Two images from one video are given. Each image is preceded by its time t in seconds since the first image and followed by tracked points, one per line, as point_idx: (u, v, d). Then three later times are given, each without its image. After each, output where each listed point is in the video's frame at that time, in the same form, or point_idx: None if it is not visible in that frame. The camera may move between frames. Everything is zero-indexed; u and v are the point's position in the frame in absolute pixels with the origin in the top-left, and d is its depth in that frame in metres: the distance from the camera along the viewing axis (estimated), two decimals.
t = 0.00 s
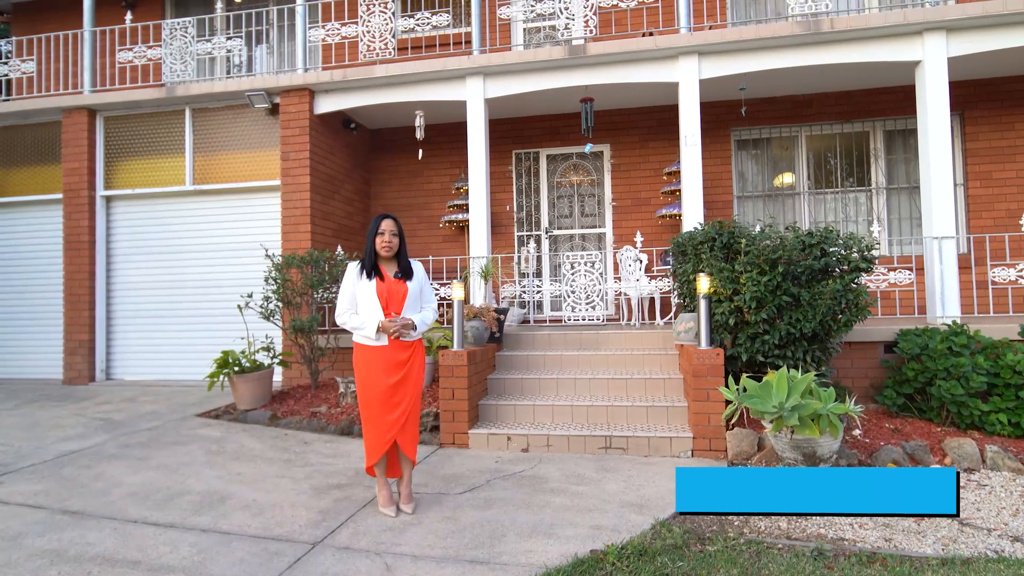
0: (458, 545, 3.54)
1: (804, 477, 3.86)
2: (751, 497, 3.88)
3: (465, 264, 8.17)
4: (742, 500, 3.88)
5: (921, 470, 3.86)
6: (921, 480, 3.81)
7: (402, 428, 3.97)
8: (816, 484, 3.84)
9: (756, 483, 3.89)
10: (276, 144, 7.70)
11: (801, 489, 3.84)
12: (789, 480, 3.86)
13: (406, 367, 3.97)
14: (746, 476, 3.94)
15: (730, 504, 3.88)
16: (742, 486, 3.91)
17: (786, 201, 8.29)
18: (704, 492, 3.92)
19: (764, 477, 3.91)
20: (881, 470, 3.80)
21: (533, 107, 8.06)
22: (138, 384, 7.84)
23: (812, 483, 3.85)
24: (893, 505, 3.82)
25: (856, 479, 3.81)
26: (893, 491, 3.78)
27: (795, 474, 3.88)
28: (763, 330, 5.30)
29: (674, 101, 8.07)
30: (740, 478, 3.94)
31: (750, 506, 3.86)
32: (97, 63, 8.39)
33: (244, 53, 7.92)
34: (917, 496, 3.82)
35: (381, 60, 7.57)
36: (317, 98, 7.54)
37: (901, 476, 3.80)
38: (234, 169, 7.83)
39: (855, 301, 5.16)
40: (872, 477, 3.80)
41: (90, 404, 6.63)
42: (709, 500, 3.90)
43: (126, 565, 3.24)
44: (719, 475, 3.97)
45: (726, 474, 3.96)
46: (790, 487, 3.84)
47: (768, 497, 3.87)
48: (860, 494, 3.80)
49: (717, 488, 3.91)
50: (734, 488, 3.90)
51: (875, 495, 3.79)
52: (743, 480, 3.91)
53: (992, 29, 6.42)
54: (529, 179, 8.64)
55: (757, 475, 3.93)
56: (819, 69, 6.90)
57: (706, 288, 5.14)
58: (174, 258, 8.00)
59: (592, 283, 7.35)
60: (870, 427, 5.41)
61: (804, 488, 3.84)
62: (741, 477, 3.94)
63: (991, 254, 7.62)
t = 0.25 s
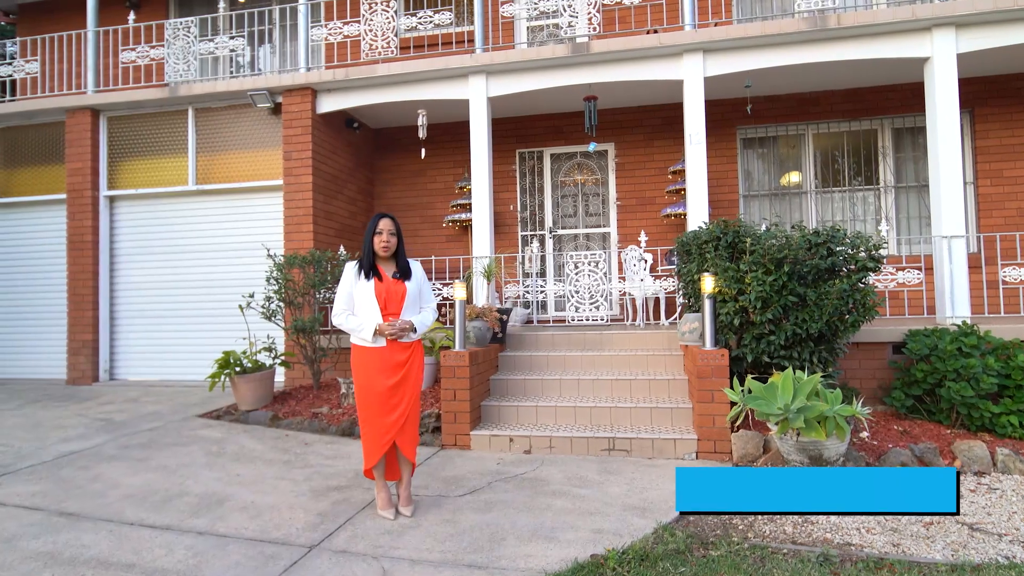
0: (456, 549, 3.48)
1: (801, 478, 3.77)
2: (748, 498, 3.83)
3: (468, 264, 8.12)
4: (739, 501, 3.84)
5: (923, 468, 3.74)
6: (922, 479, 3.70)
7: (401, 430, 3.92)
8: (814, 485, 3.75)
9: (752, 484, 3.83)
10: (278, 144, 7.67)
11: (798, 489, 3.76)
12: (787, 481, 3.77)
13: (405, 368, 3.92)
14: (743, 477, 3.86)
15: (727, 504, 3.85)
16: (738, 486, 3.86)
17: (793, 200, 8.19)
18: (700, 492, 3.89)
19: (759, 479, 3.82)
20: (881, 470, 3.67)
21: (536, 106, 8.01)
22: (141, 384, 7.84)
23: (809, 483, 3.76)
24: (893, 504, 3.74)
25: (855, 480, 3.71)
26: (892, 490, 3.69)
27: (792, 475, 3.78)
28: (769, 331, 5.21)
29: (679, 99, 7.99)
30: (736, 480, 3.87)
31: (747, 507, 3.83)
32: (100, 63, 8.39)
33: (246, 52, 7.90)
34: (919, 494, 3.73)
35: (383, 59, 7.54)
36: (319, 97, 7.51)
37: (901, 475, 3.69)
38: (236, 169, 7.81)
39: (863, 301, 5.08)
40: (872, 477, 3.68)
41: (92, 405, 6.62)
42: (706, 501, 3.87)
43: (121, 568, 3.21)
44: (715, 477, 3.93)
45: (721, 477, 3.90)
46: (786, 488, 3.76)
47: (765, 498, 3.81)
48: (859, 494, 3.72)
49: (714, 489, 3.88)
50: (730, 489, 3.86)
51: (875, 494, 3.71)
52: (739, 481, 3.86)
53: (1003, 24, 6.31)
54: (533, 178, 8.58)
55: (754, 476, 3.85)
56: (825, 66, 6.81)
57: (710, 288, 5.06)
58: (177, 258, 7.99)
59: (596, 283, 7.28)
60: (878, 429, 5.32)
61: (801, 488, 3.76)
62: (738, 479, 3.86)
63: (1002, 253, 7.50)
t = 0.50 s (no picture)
0: (455, 552, 3.44)
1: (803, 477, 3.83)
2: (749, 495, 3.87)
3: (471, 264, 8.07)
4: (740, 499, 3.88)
5: (922, 468, 3.89)
6: (921, 480, 3.85)
7: (401, 431, 3.88)
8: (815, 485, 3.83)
9: (754, 482, 3.88)
10: (281, 144, 7.64)
11: (798, 488, 3.83)
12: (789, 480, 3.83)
13: (404, 369, 3.88)
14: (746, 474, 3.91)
15: (728, 502, 3.87)
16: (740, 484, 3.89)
17: (800, 199, 8.10)
18: (700, 490, 3.93)
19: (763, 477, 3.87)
20: (881, 471, 3.78)
21: (539, 104, 7.95)
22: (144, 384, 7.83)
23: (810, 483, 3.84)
24: (893, 504, 3.84)
25: (857, 481, 3.78)
26: (892, 491, 3.80)
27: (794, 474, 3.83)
28: (774, 331, 5.14)
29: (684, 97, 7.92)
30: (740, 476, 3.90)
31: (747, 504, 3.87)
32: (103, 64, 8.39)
33: (249, 52, 7.87)
34: (917, 494, 3.86)
35: (385, 57, 7.50)
36: (322, 96, 7.48)
37: (902, 476, 3.82)
38: (239, 168, 7.79)
39: (870, 301, 5.00)
40: (872, 478, 3.78)
41: (94, 405, 6.61)
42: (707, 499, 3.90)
43: (115, 571, 3.18)
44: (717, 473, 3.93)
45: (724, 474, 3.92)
46: (788, 487, 3.82)
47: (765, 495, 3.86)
48: (859, 495, 3.80)
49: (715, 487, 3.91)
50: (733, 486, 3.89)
51: (875, 495, 3.81)
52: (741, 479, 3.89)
53: (1013, 20, 6.21)
54: (536, 177, 8.52)
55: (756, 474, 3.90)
56: (832, 62, 6.72)
57: (715, 288, 4.99)
58: (180, 258, 7.98)
59: (600, 283, 7.22)
60: (886, 432, 5.24)
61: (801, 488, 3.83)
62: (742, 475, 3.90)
63: (1012, 252, 7.39)
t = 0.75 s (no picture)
0: (454, 556, 3.38)
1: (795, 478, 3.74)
2: (742, 497, 3.80)
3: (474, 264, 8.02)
4: (733, 501, 3.81)
5: (925, 467, 3.67)
6: (921, 479, 3.64)
7: (400, 433, 3.83)
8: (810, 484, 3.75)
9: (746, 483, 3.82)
10: (283, 143, 7.62)
11: (791, 488, 3.76)
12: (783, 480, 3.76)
13: (403, 371, 3.83)
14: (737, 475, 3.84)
15: (721, 504, 3.82)
16: (732, 487, 3.81)
17: (806, 198, 8.01)
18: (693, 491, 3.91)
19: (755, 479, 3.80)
20: (879, 470, 3.66)
21: (543, 103, 7.90)
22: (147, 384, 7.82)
23: (803, 483, 3.75)
24: (892, 504, 3.71)
25: (854, 480, 3.70)
26: (890, 491, 3.66)
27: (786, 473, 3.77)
28: (780, 332, 5.06)
29: (689, 96, 7.84)
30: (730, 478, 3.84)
31: (741, 507, 3.82)
32: (106, 64, 8.39)
33: (252, 52, 7.86)
34: (918, 494, 3.69)
35: (388, 56, 7.47)
36: (324, 96, 7.45)
37: (901, 475, 3.65)
38: (241, 168, 7.77)
39: (878, 301, 4.92)
40: (869, 478, 3.68)
41: (96, 405, 6.60)
42: (702, 501, 3.89)
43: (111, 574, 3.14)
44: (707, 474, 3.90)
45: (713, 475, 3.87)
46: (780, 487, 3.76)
47: (758, 495, 3.81)
48: (858, 494, 3.72)
49: (708, 489, 3.88)
50: (725, 488, 3.82)
51: (874, 495, 3.70)
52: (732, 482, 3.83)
53: None
54: (540, 176, 8.47)
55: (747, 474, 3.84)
56: (839, 60, 6.64)
57: (719, 287, 4.92)
58: (182, 258, 7.96)
59: (603, 283, 7.15)
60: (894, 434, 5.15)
61: (795, 488, 3.76)
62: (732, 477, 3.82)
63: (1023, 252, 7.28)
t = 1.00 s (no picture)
0: (452, 560, 3.33)
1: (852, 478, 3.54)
2: (799, 498, 3.60)
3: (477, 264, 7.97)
4: (789, 501, 3.62)
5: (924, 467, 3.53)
6: (920, 479, 3.51)
7: (399, 435, 3.78)
8: (867, 485, 3.55)
9: (801, 483, 3.59)
10: (285, 143, 7.59)
11: (847, 488, 3.57)
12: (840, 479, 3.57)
13: (402, 372, 3.78)
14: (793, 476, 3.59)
15: (777, 505, 3.62)
16: (787, 487, 3.60)
17: (813, 197, 7.92)
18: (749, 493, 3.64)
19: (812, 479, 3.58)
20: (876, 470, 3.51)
21: (546, 101, 7.84)
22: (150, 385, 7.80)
23: (860, 483, 3.56)
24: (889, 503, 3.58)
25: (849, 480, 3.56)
26: (890, 490, 3.52)
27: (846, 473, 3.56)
28: (786, 333, 4.98)
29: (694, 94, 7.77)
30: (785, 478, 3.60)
31: (797, 507, 3.63)
32: (110, 64, 8.39)
33: (254, 51, 7.83)
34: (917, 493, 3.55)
35: (390, 55, 7.43)
36: (326, 95, 7.42)
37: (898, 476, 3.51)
38: (243, 168, 7.74)
39: (886, 301, 4.84)
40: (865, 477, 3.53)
41: (98, 406, 6.58)
42: (757, 500, 3.67)
43: None
44: (761, 475, 3.62)
45: (767, 476, 3.60)
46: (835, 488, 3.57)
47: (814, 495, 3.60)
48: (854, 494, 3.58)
49: (763, 490, 3.63)
50: (779, 489, 3.60)
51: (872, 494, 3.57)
52: (787, 482, 3.60)
53: None
54: (543, 176, 8.41)
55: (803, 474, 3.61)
56: (846, 56, 6.55)
57: (724, 287, 4.85)
58: (185, 258, 7.95)
59: (607, 283, 7.09)
60: (903, 437, 5.07)
61: (851, 488, 3.57)
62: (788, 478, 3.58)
63: None
